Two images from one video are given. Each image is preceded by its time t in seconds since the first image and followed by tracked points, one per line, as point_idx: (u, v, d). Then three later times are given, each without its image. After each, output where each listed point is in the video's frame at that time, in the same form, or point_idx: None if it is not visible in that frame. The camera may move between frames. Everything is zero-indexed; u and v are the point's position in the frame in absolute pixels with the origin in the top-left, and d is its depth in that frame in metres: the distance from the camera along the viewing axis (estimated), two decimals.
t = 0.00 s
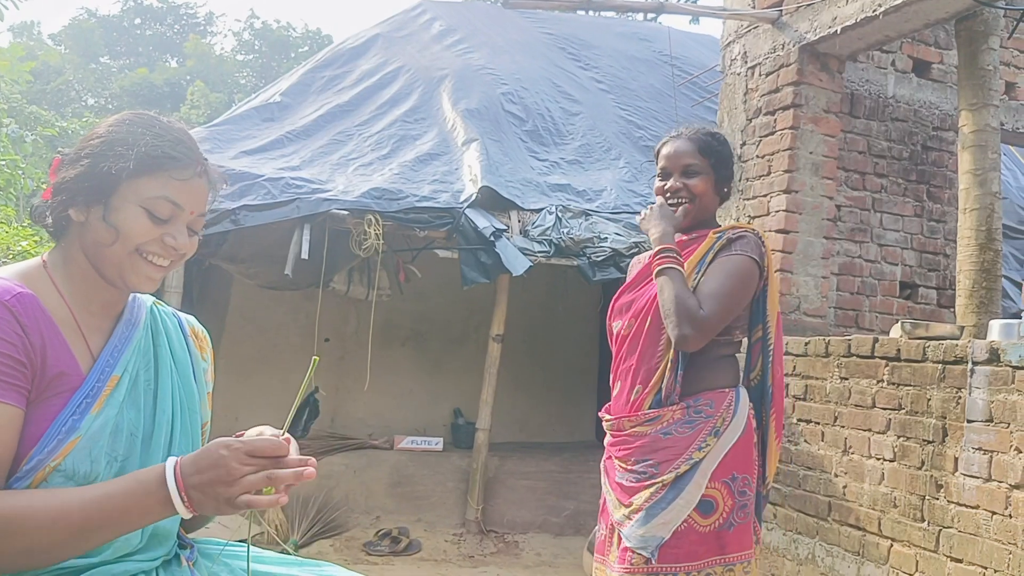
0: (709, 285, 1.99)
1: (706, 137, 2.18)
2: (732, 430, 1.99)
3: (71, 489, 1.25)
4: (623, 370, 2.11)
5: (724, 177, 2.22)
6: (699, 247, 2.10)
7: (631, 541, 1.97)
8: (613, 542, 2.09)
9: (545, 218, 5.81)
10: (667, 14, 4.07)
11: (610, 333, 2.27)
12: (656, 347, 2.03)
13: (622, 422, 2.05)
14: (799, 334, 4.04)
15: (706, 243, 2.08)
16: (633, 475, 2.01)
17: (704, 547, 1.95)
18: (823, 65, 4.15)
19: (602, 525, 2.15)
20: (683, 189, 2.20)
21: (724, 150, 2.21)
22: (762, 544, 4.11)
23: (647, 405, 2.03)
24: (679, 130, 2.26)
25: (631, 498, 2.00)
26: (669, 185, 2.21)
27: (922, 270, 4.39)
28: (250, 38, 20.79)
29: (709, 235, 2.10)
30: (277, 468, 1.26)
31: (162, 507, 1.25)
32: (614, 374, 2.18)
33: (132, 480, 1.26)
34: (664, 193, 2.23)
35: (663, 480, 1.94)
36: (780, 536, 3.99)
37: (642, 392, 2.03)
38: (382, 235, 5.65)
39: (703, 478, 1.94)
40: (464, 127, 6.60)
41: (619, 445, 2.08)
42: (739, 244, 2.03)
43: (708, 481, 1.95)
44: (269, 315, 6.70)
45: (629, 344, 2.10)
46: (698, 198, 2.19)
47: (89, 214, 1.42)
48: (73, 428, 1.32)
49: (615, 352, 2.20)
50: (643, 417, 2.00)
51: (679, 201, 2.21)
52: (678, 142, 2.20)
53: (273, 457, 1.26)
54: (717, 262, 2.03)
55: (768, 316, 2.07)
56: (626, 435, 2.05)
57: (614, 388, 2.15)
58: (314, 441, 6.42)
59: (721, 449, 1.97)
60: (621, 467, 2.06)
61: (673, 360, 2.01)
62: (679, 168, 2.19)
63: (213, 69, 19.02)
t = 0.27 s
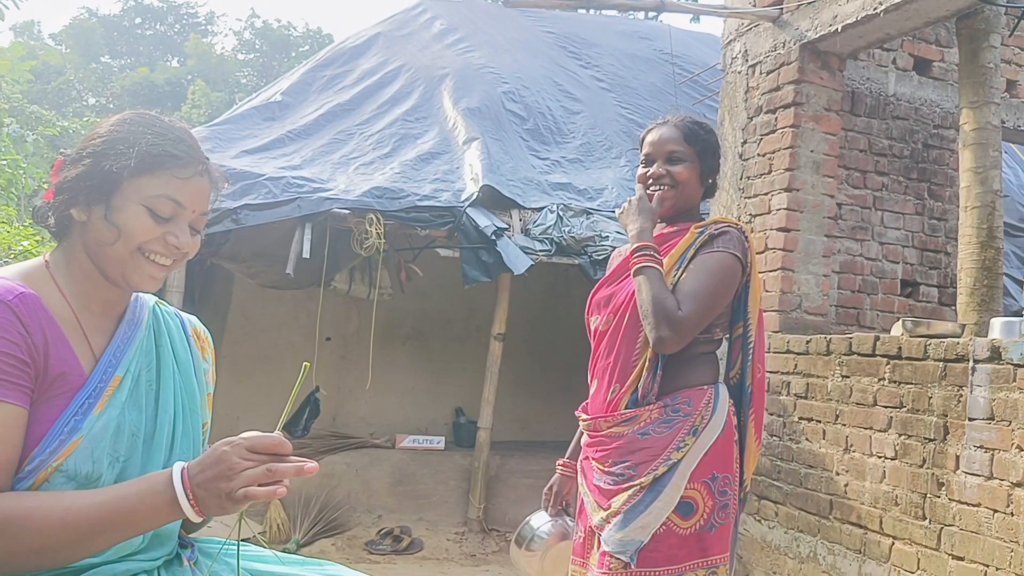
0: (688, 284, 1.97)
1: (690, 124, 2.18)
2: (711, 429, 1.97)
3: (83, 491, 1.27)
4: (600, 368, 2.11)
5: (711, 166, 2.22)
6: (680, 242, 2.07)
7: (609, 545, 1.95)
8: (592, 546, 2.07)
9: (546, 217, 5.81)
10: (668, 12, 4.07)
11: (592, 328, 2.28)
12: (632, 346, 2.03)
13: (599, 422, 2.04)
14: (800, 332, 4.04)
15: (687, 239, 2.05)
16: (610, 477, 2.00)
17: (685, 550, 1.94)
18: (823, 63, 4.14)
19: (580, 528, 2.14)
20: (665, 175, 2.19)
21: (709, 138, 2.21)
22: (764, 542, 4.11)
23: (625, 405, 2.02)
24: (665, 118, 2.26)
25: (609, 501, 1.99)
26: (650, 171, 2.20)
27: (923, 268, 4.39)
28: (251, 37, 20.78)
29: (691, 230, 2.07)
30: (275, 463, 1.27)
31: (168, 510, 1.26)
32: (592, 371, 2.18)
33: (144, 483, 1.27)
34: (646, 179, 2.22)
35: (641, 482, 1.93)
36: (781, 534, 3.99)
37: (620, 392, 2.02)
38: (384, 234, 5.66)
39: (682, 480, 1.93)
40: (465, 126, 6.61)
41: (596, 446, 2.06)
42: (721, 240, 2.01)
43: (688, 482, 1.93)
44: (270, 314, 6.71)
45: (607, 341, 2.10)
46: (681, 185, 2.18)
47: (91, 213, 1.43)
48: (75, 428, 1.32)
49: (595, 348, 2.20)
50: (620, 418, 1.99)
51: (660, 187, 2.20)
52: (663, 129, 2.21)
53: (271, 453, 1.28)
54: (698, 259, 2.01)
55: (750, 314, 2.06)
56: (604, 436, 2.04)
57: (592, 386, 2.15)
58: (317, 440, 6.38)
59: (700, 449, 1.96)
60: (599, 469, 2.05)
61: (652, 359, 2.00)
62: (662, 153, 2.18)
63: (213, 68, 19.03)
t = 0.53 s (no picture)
0: (693, 288, 1.97)
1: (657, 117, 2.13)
2: (708, 425, 1.99)
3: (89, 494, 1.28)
4: (590, 365, 2.10)
5: (688, 150, 2.19)
6: (677, 240, 2.07)
7: (611, 549, 1.95)
8: (584, 546, 2.06)
9: (552, 216, 5.81)
10: (674, 11, 4.07)
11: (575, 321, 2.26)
12: (627, 346, 2.02)
13: (593, 421, 2.03)
14: (807, 331, 4.03)
15: (685, 238, 2.05)
16: (606, 477, 1.99)
17: (687, 550, 1.94)
18: (830, 62, 4.14)
19: (565, 528, 2.11)
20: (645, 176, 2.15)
21: (681, 124, 2.16)
22: (771, 542, 4.10)
23: (620, 403, 2.01)
24: (630, 114, 2.22)
25: (607, 502, 1.98)
26: (632, 175, 2.16)
27: (931, 267, 4.37)
28: (257, 37, 20.84)
29: (688, 228, 2.07)
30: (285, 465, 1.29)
31: (176, 513, 1.27)
32: (579, 367, 2.17)
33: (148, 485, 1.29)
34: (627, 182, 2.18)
35: (642, 483, 1.94)
36: (789, 533, 3.98)
37: (615, 390, 2.02)
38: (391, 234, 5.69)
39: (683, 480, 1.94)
40: (471, 125, 6.61)
41: (587, 445, 2.05)
42: (722, 239, 2.03)
43: (689, 481, 1.94)
44: (278, 314, 6.73)
45: (599, 338, 2.09)
46: (664, 183, 2.15)
47: (99, 213, 1.44)
48: (85, 429, 1.33)
49: (582, 343, 2.19)
50: (617, 418, 1.99)
51: (645, 190, 2.17)
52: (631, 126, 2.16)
53: (278, 454, 1.30)
54: (699, 260, 2.01)
55: (740, 311, 2.06)
56: (598, 436, 2.02)
57: (581, 383, 2.14)
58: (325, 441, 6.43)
59: (699, 446, 1.97)
60: (591, 469, 2.03)
61: (650, 360, 2.00)
62: (638, 153, 2.14)
63: (220, 69, 19.10)
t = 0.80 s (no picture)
0: (661, 287, 2.08)
1: (624, 114, 2.21)
2: (683, 417, 2.10)
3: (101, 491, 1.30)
4: (561, 365, 2.18)
5: (653, 148, 2.27)
6: (643, 236, 2.17)
7: (600, 546, 2.03)
8: (564, 544, 2.12)
9: (566, 216, 5.81)
10: (687, 10, 4.06)
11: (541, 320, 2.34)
12: (599, 345, 2.11)
13: (571, 420, 2.10)
14: (822, 330, 4.01)
15: (650, 233, 2.16)
16: (587, 475, 2.06)
17: (676, 542, 2.05)
18: (844, 59, 4.12)
19: (541, 527, 2.17)
20: (610, 173, 2.25)
21: (646, 121, 2.24)
22: (787, 541, 4.09)
23: (598, 402, 2.09)
24: (596, 107, 2.29)
25: (589, 501, 2.05)
26: (596, 171, 2.25)
27: (946, 264, 4.35)
28: (270, 39, 20.95)
29: (652, 224, 2.18)
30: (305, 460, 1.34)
31: (184, 513, 1.29)
32: (548, 365, 2.25)
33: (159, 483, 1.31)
34: (592, 177, 2.28)
35: (625, 479, 2.02)
36: (805, 532, 3.97)
37: (591, 389, 2.10)
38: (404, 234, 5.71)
39: (666, 473, 2.05)
40: (484, 125, 6.63)
41: (565, 444, 2.12)
42: (687, 233, 2.15)
43: (671, 474, 2.06)
44: (293, 315, 6.77)
45: (571, 337, 2.16)
46: (626, 181, 2.25)
47: (105, 209, 1.50)
48: (107, 429, 1.36)
49: (551, 342, 2.26)
50: (596, 416, 2.07)
51: (608, 186, 2.27)
52: (597, 121, 2.25)
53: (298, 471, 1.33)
54: (666, 257, 2.13)
55: (705, 301, 2.18)
56: (576, 434, 2.10)
57: (552, 381, 2.21)
58: (340, 439, 6.66)
59: (675, 439, 2.08)
60: (570, 468, 2.10)
61: (625, 358, 2.09)
62: (604, 151, 2.23)
63: (234, 71, 19.19)
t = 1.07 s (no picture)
0: (634, 276, 2.22)
1: (587, 106, 2.36)
2: (660, 408, 2.26)
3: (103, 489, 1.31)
4: (536, 357, 2.30)
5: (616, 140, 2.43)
6: (613, 227, 2.30)
7: (579, 533, 2.18)
8: (540, 531, 2.26)
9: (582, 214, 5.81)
10: (703, 7, 4.05)
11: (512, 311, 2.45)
12: (576, 337, 2.25)
13: (552, 412, 2.23)
14: (841, 326, 3.99)
15: (620, 225, 2.28)
16: (568, 465, 2.20)
17: (651, 530, 2.21)
18: (863, 54, 4.09)
19: (519, 515, 2.31)
20: (578, 164, 2.38)
21: (608, 114, 2.39)
22: (806, 539, 4.07)
23: (579, 394, 2.23)
24: (557, 101, 2.43)
25: (567, 489, 2.19)
26: (565, 163, 2.38)
27: (968, 260, 4.30)
28: (288, 40, 21.06)
29: (622, 215, 2.30)
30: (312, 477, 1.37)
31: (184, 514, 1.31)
32: (522, 355, 2.36)
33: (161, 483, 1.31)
34: (561, 170, 2.40)
35: (605, 468, 2.17)
36: (825, 531, 3.95)
37: (570, 381, 2.24)
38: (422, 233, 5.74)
39: (644, 463, 2.21)
40: (500, 124, 6.64)
41: (544, 435, 2.24)
42: (655, 223, 2.29)
43: (649, 463, 2.21)
44: (311, 314, 6.83)
45: (547, 330, 2.29)
46: (595, 171, 2.39)
47: (129, 209, 1.53)
48: (130, 429, 1.38)
49: (524, 334, 2.37)
50: (577, 408, 2.21)
51: (577, 177, 2.39)
52: (562, 115, 2.38)
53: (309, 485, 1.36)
54: (637, 247, 2.26)
55: (672, 290, 2.32)
56: (555, 425, 2.23)
57: (526, 372, 2.33)
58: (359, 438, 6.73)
59: (652, 429, 2.24)
60: (549, 457, 2.23)
61: (603, 350, 2.24)
62: (573, 143, 2.37)
63: (253, 72, 19.32)
